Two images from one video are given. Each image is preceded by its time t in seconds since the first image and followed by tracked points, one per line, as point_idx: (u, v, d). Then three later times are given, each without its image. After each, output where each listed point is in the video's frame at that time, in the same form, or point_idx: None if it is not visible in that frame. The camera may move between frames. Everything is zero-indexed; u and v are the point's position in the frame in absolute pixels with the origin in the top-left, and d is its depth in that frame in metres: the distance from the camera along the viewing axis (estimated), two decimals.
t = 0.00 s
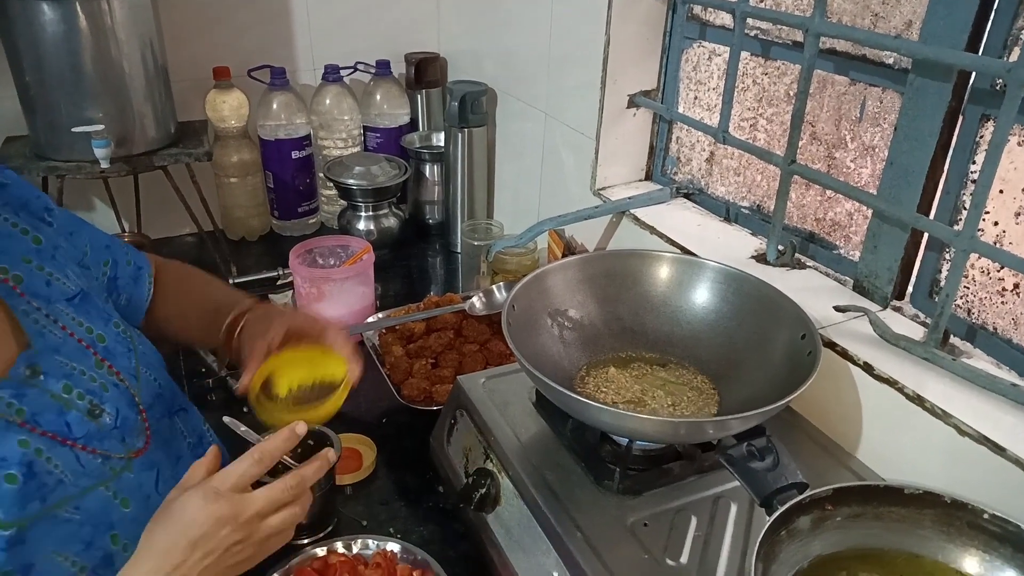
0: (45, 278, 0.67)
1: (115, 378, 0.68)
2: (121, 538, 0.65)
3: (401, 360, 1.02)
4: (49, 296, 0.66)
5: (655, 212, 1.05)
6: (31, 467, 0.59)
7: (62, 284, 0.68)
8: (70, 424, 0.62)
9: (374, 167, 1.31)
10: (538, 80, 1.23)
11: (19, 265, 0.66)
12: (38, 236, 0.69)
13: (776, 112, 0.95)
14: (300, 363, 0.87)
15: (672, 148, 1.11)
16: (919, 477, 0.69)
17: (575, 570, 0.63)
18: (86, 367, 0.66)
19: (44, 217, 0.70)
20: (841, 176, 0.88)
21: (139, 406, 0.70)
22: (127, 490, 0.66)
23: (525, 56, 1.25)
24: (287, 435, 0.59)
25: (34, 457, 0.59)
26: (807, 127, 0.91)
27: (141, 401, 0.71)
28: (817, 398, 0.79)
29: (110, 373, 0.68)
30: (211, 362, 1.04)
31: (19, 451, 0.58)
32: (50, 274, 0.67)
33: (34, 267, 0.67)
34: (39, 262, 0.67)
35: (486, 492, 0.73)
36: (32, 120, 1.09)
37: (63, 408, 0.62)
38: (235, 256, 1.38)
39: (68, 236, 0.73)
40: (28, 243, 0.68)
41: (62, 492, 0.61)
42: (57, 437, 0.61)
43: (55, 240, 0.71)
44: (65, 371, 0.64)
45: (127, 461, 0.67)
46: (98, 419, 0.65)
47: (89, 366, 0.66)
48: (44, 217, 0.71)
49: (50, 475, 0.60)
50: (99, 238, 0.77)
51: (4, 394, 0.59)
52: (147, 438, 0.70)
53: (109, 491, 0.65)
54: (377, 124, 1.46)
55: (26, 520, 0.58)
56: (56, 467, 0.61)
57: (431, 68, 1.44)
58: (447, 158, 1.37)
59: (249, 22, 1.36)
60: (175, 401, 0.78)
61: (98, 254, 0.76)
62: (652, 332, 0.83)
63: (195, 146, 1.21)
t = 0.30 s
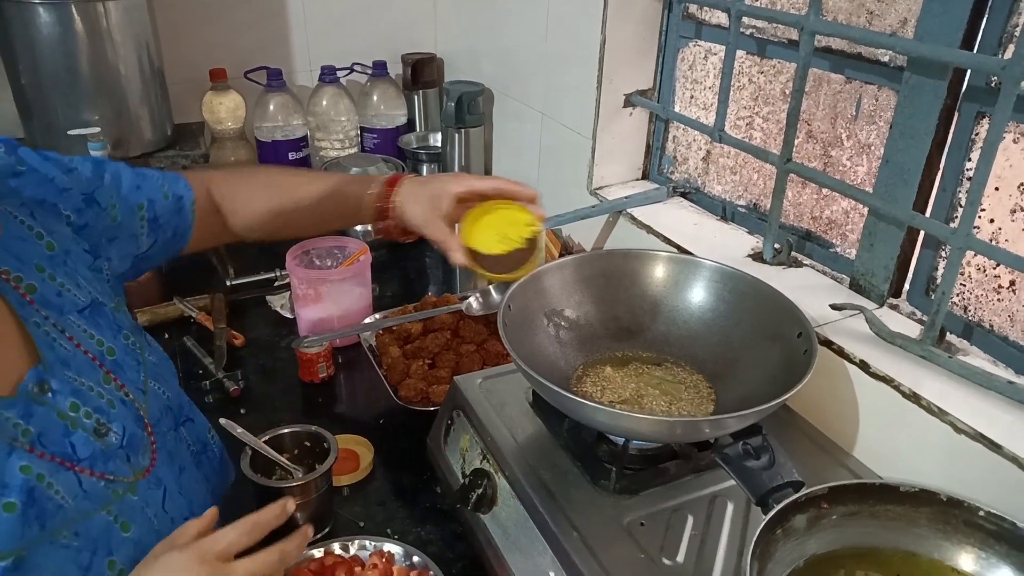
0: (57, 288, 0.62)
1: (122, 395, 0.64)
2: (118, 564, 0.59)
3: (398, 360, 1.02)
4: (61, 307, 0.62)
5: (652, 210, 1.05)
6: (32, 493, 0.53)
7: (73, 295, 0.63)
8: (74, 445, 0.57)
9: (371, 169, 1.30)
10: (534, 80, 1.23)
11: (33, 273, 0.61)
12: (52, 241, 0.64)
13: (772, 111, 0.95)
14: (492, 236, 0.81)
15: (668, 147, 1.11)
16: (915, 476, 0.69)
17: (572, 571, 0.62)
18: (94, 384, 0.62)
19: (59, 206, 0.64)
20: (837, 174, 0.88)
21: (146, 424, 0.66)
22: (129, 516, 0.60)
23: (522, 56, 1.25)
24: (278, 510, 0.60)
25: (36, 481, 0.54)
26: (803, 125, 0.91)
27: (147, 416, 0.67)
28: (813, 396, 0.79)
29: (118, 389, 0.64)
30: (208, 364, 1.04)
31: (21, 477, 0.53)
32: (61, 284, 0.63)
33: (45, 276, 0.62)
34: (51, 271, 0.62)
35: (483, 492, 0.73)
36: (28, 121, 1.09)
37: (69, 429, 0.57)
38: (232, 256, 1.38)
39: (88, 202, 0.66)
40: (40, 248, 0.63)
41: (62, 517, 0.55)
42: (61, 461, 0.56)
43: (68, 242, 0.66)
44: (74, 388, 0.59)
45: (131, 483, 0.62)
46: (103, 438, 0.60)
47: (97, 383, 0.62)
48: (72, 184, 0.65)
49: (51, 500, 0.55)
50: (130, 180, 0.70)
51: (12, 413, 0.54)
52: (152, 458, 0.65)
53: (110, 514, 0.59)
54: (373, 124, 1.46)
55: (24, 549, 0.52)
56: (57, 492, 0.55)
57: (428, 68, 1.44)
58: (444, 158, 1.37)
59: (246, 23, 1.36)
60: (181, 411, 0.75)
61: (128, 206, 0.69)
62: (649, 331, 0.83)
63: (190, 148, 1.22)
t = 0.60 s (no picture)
0: (80, 307, 0.59)
1: (140, 422, 0.60)
2: None
3: (397, 358, 1.02)
4: (86, 328, 0.59)
5: (652, 208, 1.05)
6: (39, 533, 0.48)
7: (100, 315, 0.60)
8: (86, 480, 0.52)
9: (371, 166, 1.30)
10: (534, 76, 1.23)
11: (59, 292, 0.57)
12: (81, 260, 0.60)
13: (772, 108, 0.95)
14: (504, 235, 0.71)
15: (668, 144, 1.11)
16: (916, 473, 0.69)
17: (571, 568, 0.63)
18: (112, 411, 0.57)
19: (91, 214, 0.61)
20: (837, 171, 0.88)
21: (162, 450, 0.62)
22: (140, 556, 0.55)
23: (521, 53, 1.25)
24: None
25: (44, 521, 0.49)
26: (803, 122, 0.91)
27: (164, 443, 0.62)
28: (811, 393, 0.79)
29: (135, 416, 0.60)
30: (207, 361, 1.04)
31: (28, 517, 0.48)
32: (89, 305, 0.59)
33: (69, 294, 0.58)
34: (79, 290, 0.59)
35: (482, 489, 0.74)
36: (25, 117, 1.07)
37: (82, 462, 0.52)
38: (231, 254, 1.38)
39: (125, 196, 0.63)
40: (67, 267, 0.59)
41: (70, 555, 0.50)
42: (69, 497, 0.51)
43: (97, 256, 0.62)
44: (90, 418, 0.54)
45: (144, 519, 0.56)
46: (117, 470, 0.55)
47: (115, 409, 0.58)
48: (111, 181, 0.62)
49: (59, 539, 0.50)
50: (175, 166, 0.65)
51: (24, 447, 0.49)
52: (167, 488, 0.60)
53: (118, 552, 0.53)
54: (373, 121, 1.46)
55: None
56: (67, 530, 0.50)
57: (427, 65, 1.44)
58: (443, 155, 1.37)
59: (244, 19, 1.36)
60: (195, 430, 0.71)
61: (170, 194, 0.65)
62: (648, 329, 0.83)
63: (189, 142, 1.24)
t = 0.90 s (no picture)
0: (101, 320, 0.59)
1: (159, 432, 0.60)
2: None
3: (404, 359, 1.02)
4: (107, 339, 0.59)
5: (659, 209, 1.05)
6: (63, 548, 0.49)
7: (119, 325, 0.60)
8: (108, 493, 0.53)
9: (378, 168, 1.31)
10: (540, 78, 1.23)
11: (80, 304, 0.58)
12: (100, 269, 0.61)
13: (779, 109, 0.94)
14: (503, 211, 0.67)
15: (675, 145, 1.11)
16: (924, 475, 0.69)
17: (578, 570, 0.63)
18: (133, 422, 0.57)
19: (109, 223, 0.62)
20: (845, 172, 0.87)
21: (181, 459, 0.62)
22: (159, 567, 0.55)
23: (528, 54, 1.25)
24: None
25: (67, 536, 0.49)
26: (810, 123, 0.91)
27: (182, 451, 0.63)
28: (819, 393, 0.79)
29: (155, 426, 0.60)
30: (215, 363, 1.05)
31: (51, 533, 0.49)
32: (108, 315, 0.60)
33: (90, 307, 0.59)
34: (99, 301, 0.59)
35: (489, 490, 0.74)
36: (35, 120, 1.09)
37: (103, 476, 0.53)
38: (239, 255, 1.39)
39: (138, 197, 0.64)
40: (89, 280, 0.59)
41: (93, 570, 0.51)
42: (91, 511, 0.51)
43: (116, 264, 0.63)
44: (111, 430, 0.55)
45: (163, 530, 0.57)
46: (137, 482, 0.55)
47: (136, 420, 0.58)
48: (124, 183, 0.63)
49: (83, 554, 0.50)
50: (190, 165, 0.65)
51: (47, 463, 0.49)
52: (187, 497, 0.61)
53: (139, 564, 0.54)
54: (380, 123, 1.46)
55: None
56: (90, 544, 0.51)
57: (434, 67, 1.44)
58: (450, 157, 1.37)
59: (252, 22, 1.37)
60: (211, 436, 0.72)
61: (185, 191, 0.66)
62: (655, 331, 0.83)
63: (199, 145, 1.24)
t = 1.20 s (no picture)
0: (94, 310, 0.60)
1: (155, 421, 0.60)
2: None
3: (411, 352, 1.02)
4: (101, 329, 0.59)
5: (666, 202, 1.04)
6: (56, 534, 0.49)
7: (112, 317, 0.61)
8: (102, 481, 0.53)
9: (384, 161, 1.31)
10: (547, 71, 1.23)
11: (73, 295, 0.58)
12: (92, 261, 0.61)
13: (788, 101, 0.94)
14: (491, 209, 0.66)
15: (683, 138, 1.10)
16: (932, 468, 0.69)
17: (585, 564, 0.63)
18: (127, 411, 0.57)
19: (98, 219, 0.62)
20: (853, 165, 0.87)
21: (177, 449, 0.62)
22: (155, 555, 0.55)
23: (534, 47, 1.25)
24: None
25: (60, 522, 0.49)
26: (819, 115, 0.90)
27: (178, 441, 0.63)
28: (828, 387, 0.78)
29: (151, 415, 0.60)
30: (223, 356, 1.05)
31: (43, 520, 0.48)
32: (101, 306, 0.60)
33: (83, 298, 0.59)
34: (92, 292, 0.60)
35: (496, 484, 0.74)
36: (43, 115, 1.09)
37: (97, 464, 0.53)
38: (247, 249, 1.39)
39: (133, 195, 0.64)
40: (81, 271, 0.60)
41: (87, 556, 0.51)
42: (84, 499, 0.51)
43: (108, 258, 0.63)
44: (105, 419, 0.55)
45: (159, 518, 0.57)
46: (131, 470, 0.55)
47: (131, 409, 0.58)
48: (118, 180, 0.63)
49: (76, 540, 0.50)
50: (185, 168, 0.65)
51: (40, 450, 0.49)
52: (183, 487, 0.61)
53: (134, 552, 0.54)
54: (386, 117, 1.46)
55: None
56: (83, 531, 0.50)
57: (440, 60, 1.44)
58: (457, 150, 1.37)
59: (258, 16, 1.37)
60: (211, 427, 0.73)
61: (180, 192, 0.66)
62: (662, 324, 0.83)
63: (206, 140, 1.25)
